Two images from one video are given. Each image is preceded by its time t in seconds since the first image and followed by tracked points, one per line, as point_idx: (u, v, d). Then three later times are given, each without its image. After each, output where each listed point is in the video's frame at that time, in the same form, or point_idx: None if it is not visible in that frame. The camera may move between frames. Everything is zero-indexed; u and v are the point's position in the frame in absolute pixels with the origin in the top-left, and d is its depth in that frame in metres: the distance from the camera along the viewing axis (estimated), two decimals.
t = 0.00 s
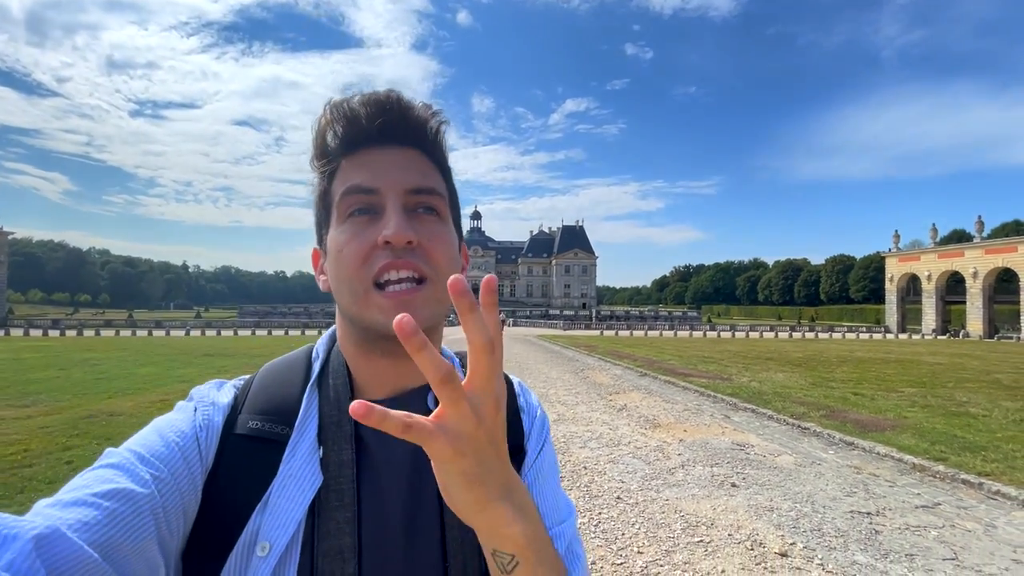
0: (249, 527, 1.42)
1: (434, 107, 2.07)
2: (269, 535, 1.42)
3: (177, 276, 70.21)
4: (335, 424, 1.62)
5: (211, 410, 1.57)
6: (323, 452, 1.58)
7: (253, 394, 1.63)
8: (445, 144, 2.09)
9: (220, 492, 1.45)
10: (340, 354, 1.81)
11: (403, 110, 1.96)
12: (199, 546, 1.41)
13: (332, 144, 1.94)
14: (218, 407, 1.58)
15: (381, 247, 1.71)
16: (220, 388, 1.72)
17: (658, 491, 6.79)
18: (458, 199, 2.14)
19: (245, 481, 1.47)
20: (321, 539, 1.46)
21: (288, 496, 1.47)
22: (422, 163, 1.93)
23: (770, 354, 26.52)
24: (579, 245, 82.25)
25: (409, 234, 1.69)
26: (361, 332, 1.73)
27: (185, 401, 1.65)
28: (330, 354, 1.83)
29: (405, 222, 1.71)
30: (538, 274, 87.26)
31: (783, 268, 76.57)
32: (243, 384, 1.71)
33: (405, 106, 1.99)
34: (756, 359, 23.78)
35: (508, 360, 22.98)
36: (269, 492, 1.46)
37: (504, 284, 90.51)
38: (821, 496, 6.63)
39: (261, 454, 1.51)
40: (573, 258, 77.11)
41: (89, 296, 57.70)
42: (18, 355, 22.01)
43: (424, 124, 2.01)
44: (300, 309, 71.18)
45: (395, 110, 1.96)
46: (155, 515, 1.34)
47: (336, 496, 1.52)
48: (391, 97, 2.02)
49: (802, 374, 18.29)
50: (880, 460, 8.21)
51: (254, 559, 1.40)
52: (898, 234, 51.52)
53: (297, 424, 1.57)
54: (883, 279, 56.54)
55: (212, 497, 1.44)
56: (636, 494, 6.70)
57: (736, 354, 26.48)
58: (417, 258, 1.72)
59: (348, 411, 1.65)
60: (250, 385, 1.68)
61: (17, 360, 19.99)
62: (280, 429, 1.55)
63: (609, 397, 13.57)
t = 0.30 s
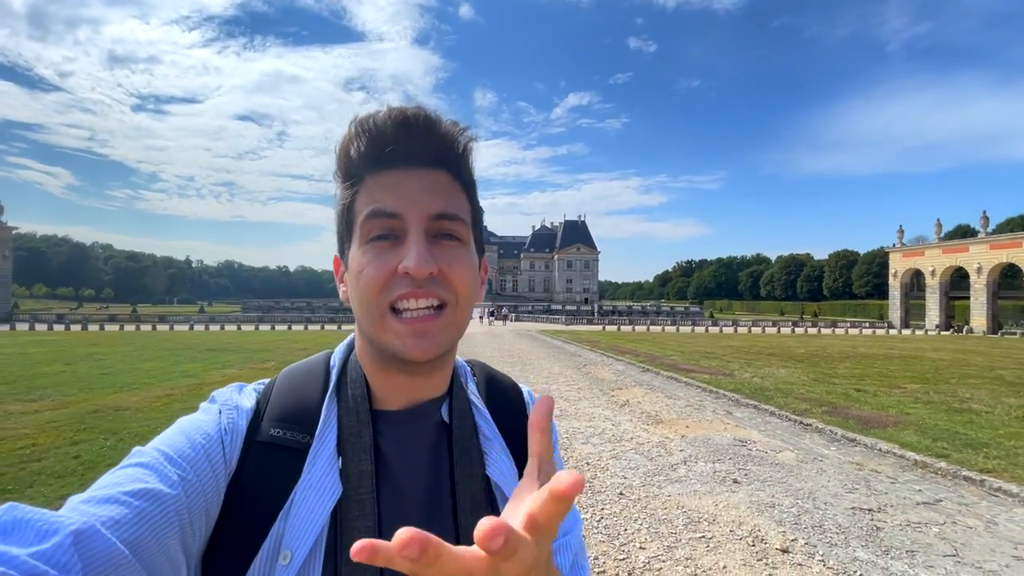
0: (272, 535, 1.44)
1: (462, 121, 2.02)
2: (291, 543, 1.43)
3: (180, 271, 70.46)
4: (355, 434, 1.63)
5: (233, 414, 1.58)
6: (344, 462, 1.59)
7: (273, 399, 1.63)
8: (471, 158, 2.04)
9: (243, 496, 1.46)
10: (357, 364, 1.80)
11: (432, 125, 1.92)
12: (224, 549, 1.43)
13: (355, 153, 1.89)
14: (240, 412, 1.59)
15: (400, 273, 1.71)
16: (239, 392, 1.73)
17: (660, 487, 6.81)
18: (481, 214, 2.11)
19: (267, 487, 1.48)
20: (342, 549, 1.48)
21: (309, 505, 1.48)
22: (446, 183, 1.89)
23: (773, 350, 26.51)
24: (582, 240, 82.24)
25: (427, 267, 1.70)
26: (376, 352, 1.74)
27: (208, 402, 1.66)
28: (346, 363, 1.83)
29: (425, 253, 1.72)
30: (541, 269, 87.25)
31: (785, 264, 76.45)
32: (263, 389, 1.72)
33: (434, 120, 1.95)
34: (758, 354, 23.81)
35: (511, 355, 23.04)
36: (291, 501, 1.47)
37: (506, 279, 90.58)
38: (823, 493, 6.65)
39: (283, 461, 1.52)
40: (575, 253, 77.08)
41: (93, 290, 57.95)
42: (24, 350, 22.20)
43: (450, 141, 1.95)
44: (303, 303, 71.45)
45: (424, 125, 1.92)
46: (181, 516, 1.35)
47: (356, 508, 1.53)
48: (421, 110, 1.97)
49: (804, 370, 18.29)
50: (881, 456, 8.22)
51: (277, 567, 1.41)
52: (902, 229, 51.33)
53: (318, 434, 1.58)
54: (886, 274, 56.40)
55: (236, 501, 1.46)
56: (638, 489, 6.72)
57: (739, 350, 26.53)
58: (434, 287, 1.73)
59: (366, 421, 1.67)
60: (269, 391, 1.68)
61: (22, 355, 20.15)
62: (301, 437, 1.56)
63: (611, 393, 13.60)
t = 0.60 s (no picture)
0: (298, 528, 1.44)
1: (533, 144, 1.97)
2: (317, 537, 1.44)
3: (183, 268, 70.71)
4: (381, 431, 1.64)
5: (260, 405, 1.57)
6: (369, 459, 1.60)
7: (298, 390, 1.63)
8: (534, 185, 1.99)
9: (270, 486, 1.46)
10: (382, 360, 1.80)
11: (505, 148, 1.87)
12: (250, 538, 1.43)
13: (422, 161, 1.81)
14: (268, 402, 1.59)
15: (452, 301, 1.67)
16: (266, 383, 1.73)
17: (664, 483, 6.82)
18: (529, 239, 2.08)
19: (295, 479, 1.48)
20: (368, 543, 1.49)
21: (335, 500, 1.49)
22: (509, 210, 1.84)
23: (775, 347, 26.54)
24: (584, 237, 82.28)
25: (482, 302, 1.66)
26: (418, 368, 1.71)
27: (235, 391, 1.67)
28: (369, 357, 1.83)
29: (480, 284, 1.68)
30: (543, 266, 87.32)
31: (788, 260, 76.35)
32: (288, 380, 1.72)
33: (508, 142, 1.89)
34: (761, 351, 23.83)
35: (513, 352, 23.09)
36: (317, 495, 1.47)
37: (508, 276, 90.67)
38: (827, 489, 6.66)
39: (309, 453, 1.52)
40: (578, 250, 77.12)
41: (97, 287, 58.24)
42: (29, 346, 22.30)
43: (519, 167, 1.89)
44: (305, 299, 71.66)
45: (497, 146, 1.86)
46: (209, 503, 1.36)
47: (382, 504, 1.55)
48: (496, 129, 1.90)
49: (807, 366, 18.30)
50: (885, 453, 8.22)
51: (303, 561, 1.42)
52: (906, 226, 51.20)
53: (345, 428, 1.58)
54: (889, 271, 56.32)
55: (263, 490, 1.45)
56: (643, 485, 6.73)
57: (741, 346, 26.53)
58: (485, 319, 1.69)
59: (392, 418, 1.68)
60: (294, 382, 1.68)
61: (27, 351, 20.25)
62: (327, 430, 1.56)
63: (613, 389, 13.62)
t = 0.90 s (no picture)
0: (318, 508, 1.44)
1: (547, 132, 1.96)
2: (337, 516, 1.44)
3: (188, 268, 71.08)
4: (397, 414, 1.64)
5: (279, 387, 1.58)
6: (385, 441, 1.60)
7: (315, 373, 1.63)
8: (548, 173, 1.98)
9: (289, 466, 1.47)
10: (396, 344, 1.80)
11: (521, 135, 1.86)
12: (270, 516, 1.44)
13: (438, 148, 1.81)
14: (285, 384, 1.59)
15: (464, 289, 1.67)
16: (283, 365, 1.73)
17: (669, 479, 6.82)
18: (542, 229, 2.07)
19: (312, 460, 1.48)
20: (387, 524, 1.50)
21: (354, 481, 1.49)
22: (522, 199, 1.83)
23: (780, 345, 26.49)
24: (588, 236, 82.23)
25: (494, 291, 1.66)
26: (430, 353, 1.72)
27: (254, 372, 1.68)
28: (383, 342, 1.83)
29: (491, 273, 1.68)
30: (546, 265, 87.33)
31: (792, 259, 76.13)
32: (304, 363, 1.72)
33: (522, 130, 1.88)
34: (766, 350, 23.79)
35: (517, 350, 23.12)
36: (336, 475, 1.48)
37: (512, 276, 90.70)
38: (832, 486, 6.64)
39: (327, 435, 1.52)
40: (581, 248, 77.13)
41: (103, 287, 58.62)
42: (35, 345, 22.41)
43: (532, 155, 1.88)
44: (309, 298, 71.80)
45: (512, 134, 1.85)
46: (228, 481, 1.38)
47: (399, 485, 1.55)
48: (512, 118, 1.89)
49: (812, 364, 18.24)
50: (891, 450, 8.19)
51: (323, 540, 1.42)
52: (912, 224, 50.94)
53: (362, 410, 1.58)
54: (895, 269, 56.08)
55: (282, 470, 1.47)
56: (648, 482, 6.73)
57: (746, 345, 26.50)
58: (497, 309, 1.70)
59: (407, 401, 1.67)
60: (311, 365, 1.68)
61: (33, 349, 20.35)
62: (344, 412, 1.56)
63: (618, 387, 13.62)
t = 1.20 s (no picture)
0: (316, 499, 1.45)
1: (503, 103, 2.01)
2: (334, 506, 1.45)
3: (193, 269, 71.38)
4: (391, 404, 1.65)
5: (272, 382, 1.58)
6: (381, 432, 1.61)
7: (307, 368, 1.64)
8: (510, 142, 2.01)
9: (283, 460, 1.47)
10: (388, 337, 1.81)
11: (476, 107, 1.91)
12: (264, 510, 1.44)
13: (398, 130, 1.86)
14: (278, 379, 1.60)
15: (441, 256, 1.69)
16: (276, 361, 1.74)
17: (673, 479, 6.80)
18: (516, 199, 2.08)
19: (306, 454, 1.49)
20: (385, 514, 1.51)
21: (349, 472, 1.50)
22: (486, 166, 1.86)
23: (785, 345, 26.38)
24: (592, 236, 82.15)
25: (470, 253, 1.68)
26: (414, 330, 1.73)
27: (247, 369, 1.69)
28: (376, 336, 1.85)
29: (466, 237, 1.70)
30: (550, 266, 87.25)
31: (798, 259, 75.85)
32: (297, 359, 1.72)
33: (478, 103, 1.94)
34: (771, 350, 23.69)
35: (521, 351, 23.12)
36: (332, 467, 1.49)
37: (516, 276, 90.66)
38: (837, 486, 6.61)
39: (321, 428, 1.53)
40: (585, 249, 77.05)
41: (110, 288, 58.99)
42: (44, 345, 22.57)
43: (492, 123, 1.92)
44: (313, 299, 72.03)
45: (468, 106, 1.90)
46: (223, 477, 1.39)
47: (395, 474, 1.56)
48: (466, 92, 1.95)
49: (817, 365, 18.17)
50: (896, 451, 8.15)
51: (323, 530, 1.43)
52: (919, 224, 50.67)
53: (355, 403, 1.59)
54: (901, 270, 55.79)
55: (276, 465, 1.47)
56: (651, 482, 6.72)
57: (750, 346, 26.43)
58: (476, 272, 1.71)
59: (401, 392, 1.68)
60: (304, 360, 1.69)
61: (42, 350, 20.51)
62: (338, 404, 1.57)
63: (621, 388, 13.60)
